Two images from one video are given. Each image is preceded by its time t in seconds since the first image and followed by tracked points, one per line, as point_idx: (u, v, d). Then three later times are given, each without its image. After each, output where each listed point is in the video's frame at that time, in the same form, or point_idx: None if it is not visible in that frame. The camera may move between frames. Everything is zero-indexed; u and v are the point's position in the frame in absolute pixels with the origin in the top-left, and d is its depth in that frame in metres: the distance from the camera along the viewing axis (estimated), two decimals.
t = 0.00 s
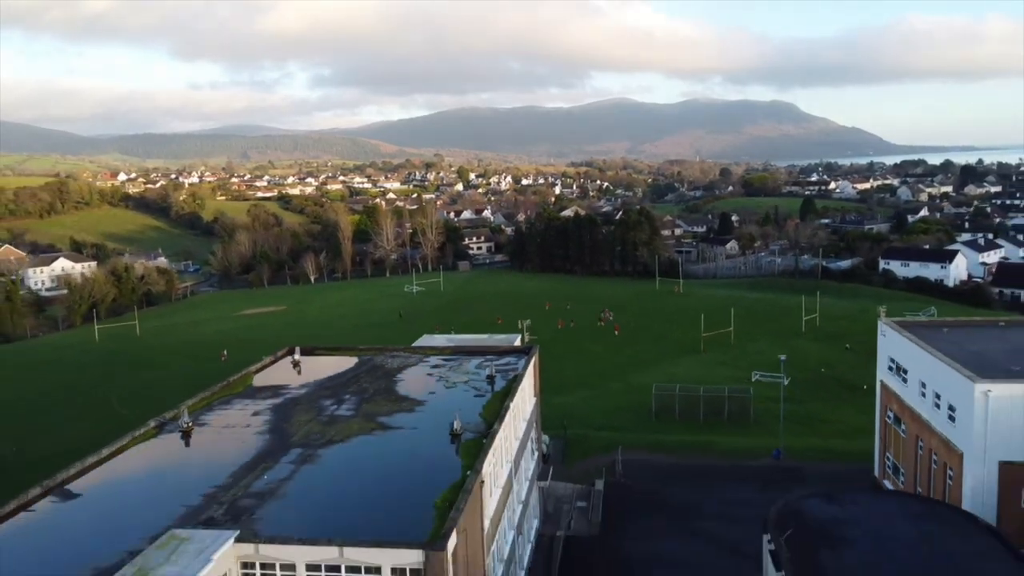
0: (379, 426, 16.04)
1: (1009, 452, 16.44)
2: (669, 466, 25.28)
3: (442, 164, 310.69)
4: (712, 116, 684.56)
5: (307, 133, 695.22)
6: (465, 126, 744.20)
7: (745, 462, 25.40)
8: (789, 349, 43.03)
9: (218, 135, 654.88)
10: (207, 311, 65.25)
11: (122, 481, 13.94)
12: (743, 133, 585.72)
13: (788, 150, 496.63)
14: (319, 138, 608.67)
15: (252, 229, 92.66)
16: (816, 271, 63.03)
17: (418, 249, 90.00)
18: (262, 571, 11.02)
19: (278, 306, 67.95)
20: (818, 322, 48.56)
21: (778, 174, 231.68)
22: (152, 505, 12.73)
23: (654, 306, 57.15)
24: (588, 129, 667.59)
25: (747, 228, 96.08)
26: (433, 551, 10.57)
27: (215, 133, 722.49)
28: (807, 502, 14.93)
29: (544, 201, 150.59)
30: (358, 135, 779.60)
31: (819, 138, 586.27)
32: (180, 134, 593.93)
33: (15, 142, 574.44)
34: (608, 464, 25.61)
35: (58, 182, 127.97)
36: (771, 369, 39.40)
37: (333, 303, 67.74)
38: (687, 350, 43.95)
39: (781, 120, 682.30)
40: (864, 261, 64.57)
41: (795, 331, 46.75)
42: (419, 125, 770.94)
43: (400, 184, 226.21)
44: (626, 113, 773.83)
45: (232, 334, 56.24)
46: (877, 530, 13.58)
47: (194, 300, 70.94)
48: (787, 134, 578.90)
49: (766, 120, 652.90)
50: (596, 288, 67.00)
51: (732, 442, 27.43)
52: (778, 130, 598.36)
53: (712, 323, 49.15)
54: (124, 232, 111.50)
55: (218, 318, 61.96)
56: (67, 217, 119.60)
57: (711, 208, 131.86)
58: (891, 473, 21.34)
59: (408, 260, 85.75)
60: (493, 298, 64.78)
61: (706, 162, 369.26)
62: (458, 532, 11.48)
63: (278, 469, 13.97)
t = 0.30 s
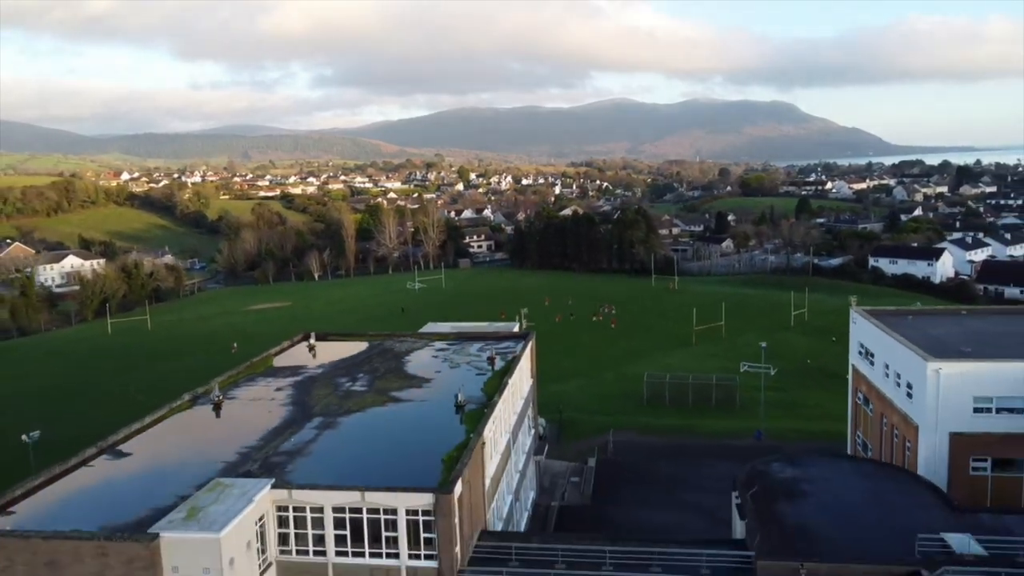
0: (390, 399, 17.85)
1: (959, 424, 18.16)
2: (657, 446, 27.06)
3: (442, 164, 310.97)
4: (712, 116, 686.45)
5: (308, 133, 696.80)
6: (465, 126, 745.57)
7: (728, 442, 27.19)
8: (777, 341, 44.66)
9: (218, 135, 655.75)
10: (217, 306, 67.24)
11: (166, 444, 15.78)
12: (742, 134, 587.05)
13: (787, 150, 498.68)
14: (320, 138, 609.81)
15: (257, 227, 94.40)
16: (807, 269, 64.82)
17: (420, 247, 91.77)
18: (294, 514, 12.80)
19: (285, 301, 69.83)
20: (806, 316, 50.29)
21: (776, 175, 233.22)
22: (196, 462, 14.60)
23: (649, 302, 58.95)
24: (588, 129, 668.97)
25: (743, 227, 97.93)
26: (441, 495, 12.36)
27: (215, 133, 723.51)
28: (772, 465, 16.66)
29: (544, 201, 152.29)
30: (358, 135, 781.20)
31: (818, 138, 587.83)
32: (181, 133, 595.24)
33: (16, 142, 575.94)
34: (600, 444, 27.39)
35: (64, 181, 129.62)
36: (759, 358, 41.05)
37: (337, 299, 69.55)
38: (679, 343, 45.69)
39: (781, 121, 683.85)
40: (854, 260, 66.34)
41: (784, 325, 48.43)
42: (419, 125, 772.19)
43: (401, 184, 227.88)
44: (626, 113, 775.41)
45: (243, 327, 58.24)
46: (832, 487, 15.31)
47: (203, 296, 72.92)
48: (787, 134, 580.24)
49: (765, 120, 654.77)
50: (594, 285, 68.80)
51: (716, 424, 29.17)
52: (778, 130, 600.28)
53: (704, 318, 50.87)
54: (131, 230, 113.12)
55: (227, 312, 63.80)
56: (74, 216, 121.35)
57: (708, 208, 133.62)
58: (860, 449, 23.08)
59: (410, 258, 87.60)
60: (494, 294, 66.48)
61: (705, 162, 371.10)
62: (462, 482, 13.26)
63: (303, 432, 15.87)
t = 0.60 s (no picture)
0: (400, 378, 19.61)
1: (919, 399, 19.89)
2: (647, 428, 28.78)
3: (443, 164, 311.94)
4: (711, 116, 688.17)
5: (308, 133, 696.80)
6: (465, 126, 746.69)
7: (714, 424, 28.97)
8: (766, 333, 46.40)
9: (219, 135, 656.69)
10: (225, 303, 69.15)
11: (199, 415, 17.57)
12: (742, 133, 588.07)
13: (787, 150, 500.55)
14: (320, 138, 610.68)
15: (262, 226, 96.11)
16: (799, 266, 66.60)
17: (421, 245, 93.49)
18: (320, 471, 14.56)
19: (291, 298, 71.71)
20: (795, 311, 52.03)
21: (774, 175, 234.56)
22: (228, 429, 16.39)
23: (645, 297, 60.73)
24: (588, 129, 670.18)
25: (739, 225, 99.63)
26: (449, 453, 14.11)
27: (216, 133, 724.57)
28: (747, 434, 18.41)
29: (544, 200, 153.79)
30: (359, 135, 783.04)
31: (818, 138, 589.08)
32: (182, 134, 596.97)
33: (16, 142, 576.14)
34: (594, 427, 29.12)
35: (70, 182, 131.24)
36: (749, 350, 42.77)
37: (342, 295, 71.39)
38: (672, 336, 47.45)
39: (780, 120, 685.20)
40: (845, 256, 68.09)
41: (774, 319, 50.17)
42: (419, 125, 773.42)
43: (402, 184, 229.27)
44: (626, 113, 776.96)
45: (253, 322, 60.17)
46: (798, 452, 17.09)
47: (210, 294, 74.70)
48: (786, 134, 581.53)
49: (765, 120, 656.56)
50: (592, 282, 70.60)
51: (704, 409, 30.91)
52: (777, 130, 602.23)
53: (698, 312, 52.61)
54: (136, 230, 114.59)
55: (235, 308, 65.55)
56: (80, 216, 122.73)
57: (706, 207, 135.22)
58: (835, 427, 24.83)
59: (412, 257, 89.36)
60: (494, 290, 68.21)
61: (704, 162, 372.67)
62: (467, 444, 15.02)
63: (323, 405, 17.64)
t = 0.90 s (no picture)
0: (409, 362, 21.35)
1: (885, 381, 21.64)
2: (639, 414, 30.49)
3: (443, 164, 313.27)
4: (711, 116, 690.13)
5: (308, 133, 698.12)
6: (465, 126, 748.17)
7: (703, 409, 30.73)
8: (757, 328, 48.10)
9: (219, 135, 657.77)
10: (233, 299, 71.12)
11: (227, 393, 19.34)
12: (741, 133, 589.47)
13: (787, 150, 502.42)
14: (320, 138, 611.82)
15: (267, 225, 97.94)
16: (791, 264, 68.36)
17: (423, 244, 95.24)
18: (340, 439, 16.31)
19: (297, 295, 73.60)
20: (786, 306, 53.77)
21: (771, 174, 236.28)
22: (255, 404, 18.16)
23: (642, 294, 62.53)
24: (588, 129, 671.69)
25: (735, 224, 101.43)
26: (455, 422, 15.88)
27: (216, 133, 725.49)
28: (726, 412, 20.17)
29: (544, 200, 155.49)
30: (360, 135, 785.22)
31: (817, 138, 590.64)
32: (183, 134, 598.86)
33: (17, 142, 577.29)
34: (588, 412, 30.84)
35: (77, 182, 133.08)
36: (740, 342, 44.45)
37: (347, 292, 73.21)
38: (667, 330, 49.15)
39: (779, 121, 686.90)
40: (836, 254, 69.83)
41: (765, 314, 51.91)
42: (419, 125, 774.91)
43: (402, 184, 230.88)
44: (625, 113, 778.78)
45: (260, 317, 62.18)
46: (770, 426, 18.86)
47: (217, 291, 76.66)
48: (785, 134, 583.11)
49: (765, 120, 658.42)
50: (591, 279, 72.37)
51: (694, 396, 32.65)
52: (776, 130, 604.23)
53: (693, 308, 54.34)
54: (142, 229, 116.31)
55: (244, 305, 67.31)
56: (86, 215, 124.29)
57: (704, 207, 136.95)
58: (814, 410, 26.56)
59: (414, 255, 91.14)
60: (495, 288, 70.01)
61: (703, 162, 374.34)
62: (471, 415, 16.80)
63: (339, 384, 19.41)
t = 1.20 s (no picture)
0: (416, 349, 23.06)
1: (857, 366, 23.36)
2: (631, 403, 32.16)
3: (443, 164, 314.33)
4: (711, 116, 691.96)
5: (309, 134, 699.26)
6: (465, 126, 749.46)
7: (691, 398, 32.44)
8: (748, 323, 49.74)
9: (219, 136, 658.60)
10: (239, 296, 73.05)
11: (249, 376, 21.11)
12: (741, 134, 590.91)
13: (786, 150, 504.47)
14: (321, 139, 612.99)
15: (271, 224, 99.53)
16: (784, 262, 70.06)
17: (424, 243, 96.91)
18: (355, 415, 18.02)
19: (302, 292, 75.49)
20: (777, 304, 55.39)
21: (769, 175, 237.82)
22: (276, 385, 19.88)
23: (639, 291, 64.15)
24: (587, 130, 673.05)
25: (731, 224, 103.11)
26: (459, 400, 17.58)
27: (216, 133, 726.24)
28: (709, 395, 21.91)
29: (543, 199, 157.10)
30: (360, 135, 786.93)
31: (816, 138, 592.32)
32: (184, 134, 600.75)
33: (18, 143, 578.14)
34: (584, 401, 32.52)
35: (82, 182, 134.71)
36: (730, 337, 46.12)
37: (351, 290, 75.02)
38: (662, 326, 50.86)
39: (779, 121, 688.51)
40: (829, 253, 71.49)
41: (757, 311, 53.58)
42: (419, 125, 776.11)
43: (403, 184, 232.42)
44: (625, 113, 780.39)
45: (268, 314, 64.15)
46: (747, 406, 20.59)
47: (224, 288, 78.54)
48: (784, 134, 584.74)
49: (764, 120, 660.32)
50: (589, 277, 74.12)
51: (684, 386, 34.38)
52: (775, 130, 606.35)
53: (687, 304, 55.99)
54: (146, 229, 117.96)
55: (250, 303, 69.06)
56: (92, 215, 125.77)
57: (702, 207, 138.62)
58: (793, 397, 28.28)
59: (416, 254, 92.86)
60: (496, 286, 71.76)
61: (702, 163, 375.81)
62: (474, 394, 18.52)
63: (352, 368, 21.16)
